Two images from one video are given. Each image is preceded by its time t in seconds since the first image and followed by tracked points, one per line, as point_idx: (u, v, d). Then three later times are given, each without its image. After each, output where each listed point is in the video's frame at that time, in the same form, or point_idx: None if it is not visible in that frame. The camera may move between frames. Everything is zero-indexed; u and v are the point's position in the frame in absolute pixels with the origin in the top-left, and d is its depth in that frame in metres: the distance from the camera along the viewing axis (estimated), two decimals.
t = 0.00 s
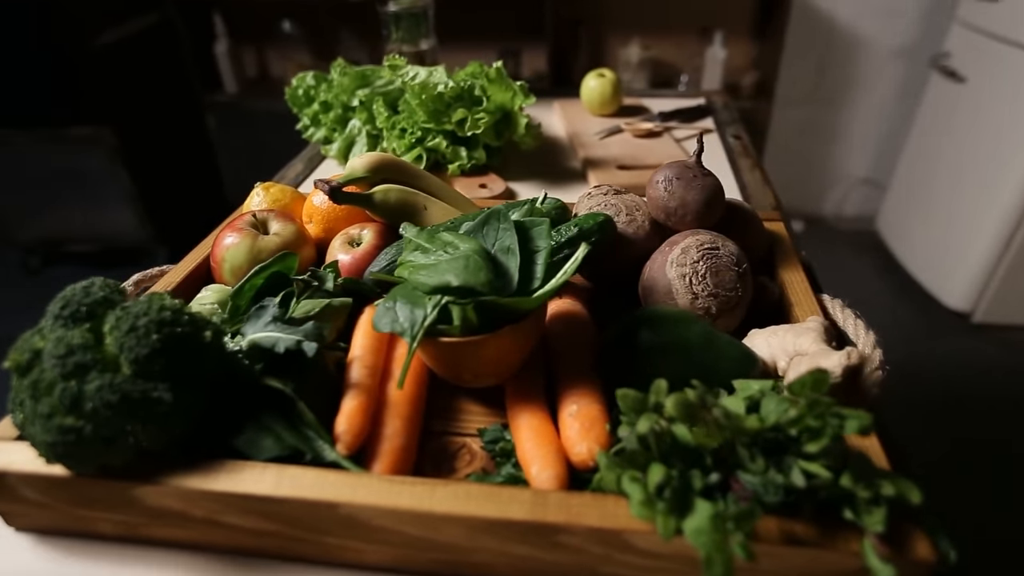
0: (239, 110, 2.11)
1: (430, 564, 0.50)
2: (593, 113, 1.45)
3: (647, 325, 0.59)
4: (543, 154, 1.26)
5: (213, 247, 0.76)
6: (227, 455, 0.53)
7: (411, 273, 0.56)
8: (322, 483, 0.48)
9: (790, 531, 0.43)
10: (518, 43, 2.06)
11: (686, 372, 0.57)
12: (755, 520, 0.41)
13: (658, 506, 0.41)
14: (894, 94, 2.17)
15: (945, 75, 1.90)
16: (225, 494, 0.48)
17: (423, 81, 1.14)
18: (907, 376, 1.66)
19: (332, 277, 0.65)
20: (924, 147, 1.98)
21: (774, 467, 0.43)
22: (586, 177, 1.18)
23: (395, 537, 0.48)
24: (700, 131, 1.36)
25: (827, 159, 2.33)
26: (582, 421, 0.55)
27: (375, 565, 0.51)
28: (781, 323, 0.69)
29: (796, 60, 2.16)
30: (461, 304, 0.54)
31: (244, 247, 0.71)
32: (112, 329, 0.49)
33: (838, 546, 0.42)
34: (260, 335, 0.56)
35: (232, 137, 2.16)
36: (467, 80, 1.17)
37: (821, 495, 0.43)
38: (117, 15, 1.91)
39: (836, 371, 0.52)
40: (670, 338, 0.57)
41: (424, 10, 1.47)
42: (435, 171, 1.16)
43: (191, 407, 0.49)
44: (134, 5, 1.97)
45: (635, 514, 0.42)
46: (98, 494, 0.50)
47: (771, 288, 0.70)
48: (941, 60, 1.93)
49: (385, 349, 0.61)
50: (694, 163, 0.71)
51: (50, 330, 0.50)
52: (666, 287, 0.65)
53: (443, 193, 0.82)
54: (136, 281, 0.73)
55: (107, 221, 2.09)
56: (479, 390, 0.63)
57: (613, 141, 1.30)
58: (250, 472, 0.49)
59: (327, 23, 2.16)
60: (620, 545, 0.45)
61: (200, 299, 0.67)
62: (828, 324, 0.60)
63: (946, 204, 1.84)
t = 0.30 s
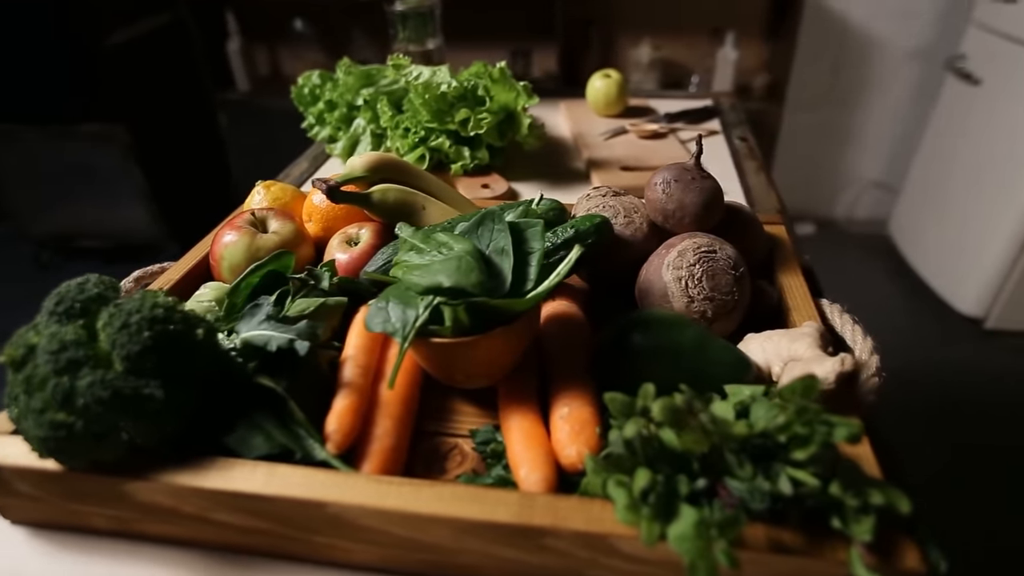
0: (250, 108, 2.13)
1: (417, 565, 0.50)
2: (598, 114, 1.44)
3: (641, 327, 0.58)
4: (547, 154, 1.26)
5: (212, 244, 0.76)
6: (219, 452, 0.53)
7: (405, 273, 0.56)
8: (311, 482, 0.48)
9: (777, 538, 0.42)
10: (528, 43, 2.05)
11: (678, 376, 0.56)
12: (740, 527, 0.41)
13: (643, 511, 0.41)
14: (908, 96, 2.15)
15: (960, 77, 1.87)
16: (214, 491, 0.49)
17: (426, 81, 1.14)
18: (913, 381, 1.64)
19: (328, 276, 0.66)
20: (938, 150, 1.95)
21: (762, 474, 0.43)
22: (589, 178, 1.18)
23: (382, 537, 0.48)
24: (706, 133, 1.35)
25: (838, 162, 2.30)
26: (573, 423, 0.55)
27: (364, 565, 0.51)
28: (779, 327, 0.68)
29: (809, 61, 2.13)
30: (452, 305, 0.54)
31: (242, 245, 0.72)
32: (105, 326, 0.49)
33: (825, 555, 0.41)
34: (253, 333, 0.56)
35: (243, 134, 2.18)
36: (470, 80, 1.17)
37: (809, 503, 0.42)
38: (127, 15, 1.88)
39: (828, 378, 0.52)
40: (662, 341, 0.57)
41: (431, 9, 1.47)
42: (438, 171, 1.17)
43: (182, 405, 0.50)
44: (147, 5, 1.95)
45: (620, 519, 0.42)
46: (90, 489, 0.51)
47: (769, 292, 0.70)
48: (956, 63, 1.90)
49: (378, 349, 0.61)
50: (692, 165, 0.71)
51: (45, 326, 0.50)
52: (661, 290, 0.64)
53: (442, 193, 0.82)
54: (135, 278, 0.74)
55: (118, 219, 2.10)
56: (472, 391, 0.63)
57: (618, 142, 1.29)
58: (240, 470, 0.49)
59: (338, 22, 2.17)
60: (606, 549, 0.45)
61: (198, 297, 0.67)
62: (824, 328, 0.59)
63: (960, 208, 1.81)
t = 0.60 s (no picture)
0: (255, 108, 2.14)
1: (410, 565, 0.50)
2: (601, 114, 1.44)
3: (637, 329, 0.58)
4: (550, 155, 1.26)
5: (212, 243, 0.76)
6: (214, 450, 0.53)
7: (401, 273, 0.56)
8: (305, 481, 0.48)
9: (770, 543, 0.42)
10: (533, 43, 2.04)
11: (674, 378, 0.56)
12: (733, 531, 0.41)
13: (634, 514, 0.41)
14: (915, 98, 2.14)
15: (969, 79, 1.86)
16: (208, 490, 0.49)
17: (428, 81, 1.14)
18: (913, 384, 1.63)
19: (326, 275, 0.66)
20: (946, 153, 1.94)
21: (755, 477, 0.42)
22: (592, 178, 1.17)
23: (375, 537, 0.48)
24: (709, 134, 1.34)
25: (844, 164, 2.29)
26: (567, 425, 0.55)
27: (357, 565, 0.51)
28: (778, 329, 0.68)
29: (815, 62, 2.12)
30: (448, 305, 0.54)
31: (241, 244, 0.72)
32: (101, 324, 0.50)
33: (818, 559, 0.41)
34: (250, 332, 0.57)
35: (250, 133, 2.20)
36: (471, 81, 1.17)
37: (801, 507, 0.42)
38: (135, 13, 1.90)
39: (824, 381, 0.52)
40: (659, 343, 0.57)
41: (435, 10, 1.47)
42: (440, 171, 1.17)
43: (177, 403, 0.50)
44: (154, 4, 1.97)
45: (612, 521, 0.42)
46: (86, 486, 0.51)
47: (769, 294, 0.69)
48: (964, 64, 1.89)
49: (375, 349, 0.61)
50: (691, 167, 0.71)
51: (42, 324, 0.51)
52: (659, 292, 0.64)
53: (441, 193, 0.82)
54: (134, 277, 0.74)
55: (125, 216, 2.07)
56: (468, 392, 0.63)
57: (620, 143, 1.29)
58: (234, 469, 0.49)
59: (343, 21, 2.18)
60: (598, 552, 0.45)
61: (197, 295, 0.67)
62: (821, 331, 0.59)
63: (966, 211, 1.80)
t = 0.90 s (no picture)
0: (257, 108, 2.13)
1: (407, 565, 0.50)
2: (602, 115, 1.44)
3: (635, 331, 0.58)
4: (551, 155, 1.26)
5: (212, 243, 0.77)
6: (212, 450, 0.53)
7: (399, 273, 0.56)
8: (302, 481, 0.48)
9: (766, 545, 0.42)
10: (536, 44, 2.04)
11: (671, 379, 0.56)
12: (729, 532, 0.41)
13: (630, 516, 0.41)
14: (919, 99, 2.13)
15: (973, 80, 1.86)
16: (205, 489, 0.49)
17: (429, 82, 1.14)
18: (916, 385, 1.63)
19: (325, 275, 0.66)
20: (949, 154, 1.93)
21: (751, 479, 0.42)
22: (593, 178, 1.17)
23: (372, 537, 0.48)
24: (710, 134, 1.34)
25: (848, 165, 2.28)
26: (565, 426, 0.54)
27: (354, 564, 0.51)
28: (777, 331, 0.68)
29: (818, 63, 2.12)
30: (446, 306, 0.54)
31: (241, 244, 0.72)
32: (100, 324, 0.50)
33: (815, 561, 0.41)
34: (248, 332, 0.57)
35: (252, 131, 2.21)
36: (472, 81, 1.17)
37: (798, 509, 0.42)
38: (140, 12, 1.89)
39: (822, 384, 0.52)
40: (656, 344, 0.57)
41: (436, 10, 1.47)
42: (441, 172, 1.17)
43: (175, 403, 0.50)
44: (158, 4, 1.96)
45: (608, 523, 0.42)
46: (85, 485, 0.51)
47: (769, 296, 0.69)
48: (968, 65, 1.88)
49: (374, 349, 0.61)
50: (691, 168, 0.71)
51: (41, 324, 0.51)
52: (658, 293, 0.64)
53: (441, 194, 0.82)
54: (135, 277, 0.74)
55: (127, 215, 2.07)
56: (466, 393, 0.63)
57: (621, 144, 1.29)
58: (231, 469, 0.49)
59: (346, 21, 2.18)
60: (594, 553, 0.44)
61: (196, 295, 0.67)
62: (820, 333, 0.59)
63: (970, 212, 1.80)
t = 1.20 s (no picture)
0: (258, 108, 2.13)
1: (407, 565, 0.50)
2: (603, 115, 1.44)
3: (634, 331, 0.58)
4: (551, 155, 1.26)
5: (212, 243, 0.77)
6: (212, 450, 0.53)
7: (399, 273, 0.56)
8: (302, 482, 0.48)
9: (765, 545, 0.42)
10: (538, 44, 2.04)
11: (671, 379, 0.56)
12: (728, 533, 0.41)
13: (629, 516, 0.41)
14: (920, 99, 2.12)
15: (973, 81, 1.86)
16: (205, 489, 0.49)
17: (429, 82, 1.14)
18: (917, 385, 1.62)
19: (325, 276, 0.66)
20: (949, 154, 1.93)
21: (751, 479, 0.42)
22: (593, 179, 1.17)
23: (372, 537, 0.48)
24: (711, 135, 1.34)
25: (848, 165, 2.28)
26: (565, 426, 0.54)
27: (354, 564, 0.51)
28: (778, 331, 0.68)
29: (818, 64, 2.12)
30: (445, 306, 0.54)
31: (241, 244, 0.72)
32: (100, 324, 0.50)
33: (814, 562, 0.41)
34: (247, 333, 0.57)
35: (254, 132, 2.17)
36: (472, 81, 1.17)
37: (798, 510, 0.42)
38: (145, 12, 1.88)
39: (822, 384, 0.51)
40: (655, 344, 0.57)
41: (437, 10, 1.48)
42: (441, 172, 1.17)
43: (174, 403, 0.50)
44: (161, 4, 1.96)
45: (608, 524, 0.42)
46: (84, 485, 0.51)
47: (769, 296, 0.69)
48: (969, 65, 1.88)
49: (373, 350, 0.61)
50: (690, 168, 0.71)
51: (41, 324, 0.51)
52: (658, 293, 0.64)
53: (441, 194, 0.82)
54: (134, 277, 0.74)
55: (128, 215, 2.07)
56: (466, 393, 0.63)
57: (622, 144, 1.29)
58: (231, 469, 0.49)
59: (347, 21, 2.18)
60: (594, 553, 0.44)
61: (196, 295, 0.67)
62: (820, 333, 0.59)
63: (970, 212, 1.80)
